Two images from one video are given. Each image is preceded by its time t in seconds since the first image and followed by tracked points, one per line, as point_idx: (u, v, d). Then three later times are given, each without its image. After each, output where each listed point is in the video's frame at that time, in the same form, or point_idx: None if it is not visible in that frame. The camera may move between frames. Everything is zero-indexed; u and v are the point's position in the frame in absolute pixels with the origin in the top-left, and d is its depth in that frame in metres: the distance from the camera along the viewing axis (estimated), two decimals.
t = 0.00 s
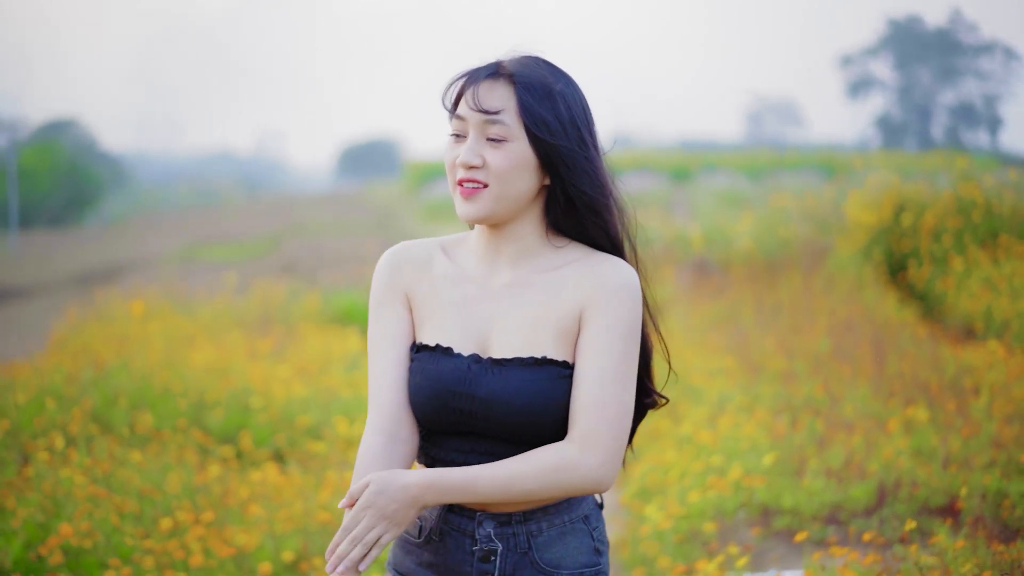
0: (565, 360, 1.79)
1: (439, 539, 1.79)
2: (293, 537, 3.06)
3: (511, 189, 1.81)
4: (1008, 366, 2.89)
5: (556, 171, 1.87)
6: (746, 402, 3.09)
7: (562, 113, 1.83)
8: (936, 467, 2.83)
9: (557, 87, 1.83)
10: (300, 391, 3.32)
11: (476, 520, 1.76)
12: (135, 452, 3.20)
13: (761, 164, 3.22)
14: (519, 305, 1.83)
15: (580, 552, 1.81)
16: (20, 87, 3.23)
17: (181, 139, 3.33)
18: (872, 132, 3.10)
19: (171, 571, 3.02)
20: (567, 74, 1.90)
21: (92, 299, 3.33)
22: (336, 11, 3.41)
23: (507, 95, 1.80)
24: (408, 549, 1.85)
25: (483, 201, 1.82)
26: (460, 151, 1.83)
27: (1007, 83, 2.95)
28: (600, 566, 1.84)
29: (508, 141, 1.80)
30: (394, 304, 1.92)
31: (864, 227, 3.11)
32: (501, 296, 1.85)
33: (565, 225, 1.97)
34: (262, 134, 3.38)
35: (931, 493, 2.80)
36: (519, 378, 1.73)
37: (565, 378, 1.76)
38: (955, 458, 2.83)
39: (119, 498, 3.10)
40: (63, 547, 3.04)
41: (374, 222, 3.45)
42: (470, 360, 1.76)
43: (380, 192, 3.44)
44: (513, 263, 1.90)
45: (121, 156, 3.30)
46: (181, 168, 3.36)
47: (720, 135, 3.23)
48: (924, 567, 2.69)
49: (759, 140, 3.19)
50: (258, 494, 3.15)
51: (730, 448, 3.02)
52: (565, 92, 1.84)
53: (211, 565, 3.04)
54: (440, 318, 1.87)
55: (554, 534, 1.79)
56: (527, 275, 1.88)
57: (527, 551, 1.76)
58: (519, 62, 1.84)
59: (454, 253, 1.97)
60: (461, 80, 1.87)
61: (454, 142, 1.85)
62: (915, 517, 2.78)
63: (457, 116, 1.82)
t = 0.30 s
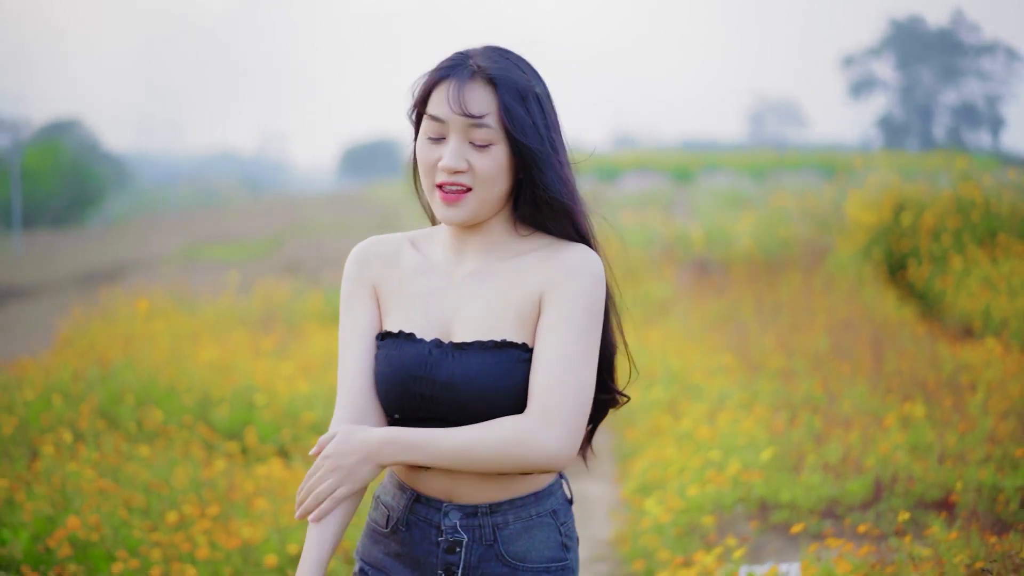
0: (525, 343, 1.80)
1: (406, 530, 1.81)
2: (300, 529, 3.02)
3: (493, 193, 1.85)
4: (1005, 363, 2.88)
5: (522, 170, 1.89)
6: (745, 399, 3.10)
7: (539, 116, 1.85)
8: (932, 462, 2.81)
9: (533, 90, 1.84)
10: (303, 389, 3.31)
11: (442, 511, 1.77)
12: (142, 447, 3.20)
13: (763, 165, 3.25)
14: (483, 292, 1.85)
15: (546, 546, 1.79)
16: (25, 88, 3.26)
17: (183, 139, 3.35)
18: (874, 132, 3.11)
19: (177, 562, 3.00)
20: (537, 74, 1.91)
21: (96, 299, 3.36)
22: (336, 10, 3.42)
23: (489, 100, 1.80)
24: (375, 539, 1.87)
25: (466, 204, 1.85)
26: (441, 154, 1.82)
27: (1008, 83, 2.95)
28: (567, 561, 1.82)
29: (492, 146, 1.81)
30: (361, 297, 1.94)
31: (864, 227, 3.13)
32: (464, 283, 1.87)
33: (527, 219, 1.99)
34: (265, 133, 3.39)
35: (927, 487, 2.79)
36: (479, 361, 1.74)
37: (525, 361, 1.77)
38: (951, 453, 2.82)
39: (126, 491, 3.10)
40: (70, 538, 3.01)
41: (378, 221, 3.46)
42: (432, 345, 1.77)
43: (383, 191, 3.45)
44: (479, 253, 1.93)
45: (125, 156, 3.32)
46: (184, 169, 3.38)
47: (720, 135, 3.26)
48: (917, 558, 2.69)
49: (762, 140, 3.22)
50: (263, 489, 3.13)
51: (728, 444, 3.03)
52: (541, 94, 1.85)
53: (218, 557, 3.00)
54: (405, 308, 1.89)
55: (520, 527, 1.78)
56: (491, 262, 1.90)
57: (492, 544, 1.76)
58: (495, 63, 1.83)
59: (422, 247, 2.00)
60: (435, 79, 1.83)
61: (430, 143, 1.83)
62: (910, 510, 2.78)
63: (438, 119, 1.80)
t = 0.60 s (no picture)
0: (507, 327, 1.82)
1: (391, 516, 1.79)
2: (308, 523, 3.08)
3: (483, 189, 1.88)
4: (1003, 361, 2.93)
5: (505, 164, 1.91)
6: (744, 396, 3.11)
7: (524, 114, 1.87)
8: (928, 458, 2.88)
9: (516, 88, 1.87)
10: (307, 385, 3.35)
11: (427, 494, 1.77)
12: (148, 443, 3.23)
13: (764, 165, 3.26)
14: (467, 275, 1.86)
15: (531, 529, 1.79)
16: (29, 88, 3.27)
17: (183, 139, 3.36)
18: (876, 132, 3.12)
19: (184, 556, 3.03)
20: (517, 70, 1.91)
21: (100, 298, 3.36)
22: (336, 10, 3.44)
23: (478, 100, 1.81)
24: (359, 528, 1.85)
25: (456, 201, 1.86)
26: (431, 152, 1.82)
27: (1010, 83, 2.97)
28: (552, 544, 1.82)
29: (482, 143, 1.84)
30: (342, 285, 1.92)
31: (864, 226, 3.14)
32: (446, 269, 1.88)
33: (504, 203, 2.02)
34: (266, 133, 3.40)
35: (924, 483, 2.86)
36: (463, 344, 1.76)
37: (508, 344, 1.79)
38: (948, 449, 2.88)
39: (132, 485, 3.14)
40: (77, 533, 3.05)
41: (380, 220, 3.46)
42: (415, 330, 1.78)
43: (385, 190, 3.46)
44: (458, 240, 1.94)
45: (128, 156, 3.34)
46: (186, 170, 3.40)
47: (721, 135, 3.27)
48: (912, 550, 2.77)
49: (764, 140, 3.23)
50: (269, 484, 3.17)
51: (728, 439, 3.06)
52: (522, 92, 1.88)
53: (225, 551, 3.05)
54: (386, 295, 1.88)
55: (505, 510, 1.78)
56: (472, 249, 1.92)
57: (478, 526, 1.76)
58: (478, 61, 1.84)
59: (400, 236, 2.00)
60: (419, 78, 1.82)
61: (418, 142, 1.82)
62: (906, 505, 2.85)
63: (428, 118, 1.79)
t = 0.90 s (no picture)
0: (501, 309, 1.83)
1: (381, 500, 1.81)
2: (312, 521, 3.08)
3: (470, 179, 1.89)
4: (1001, 359, 2.94)
5: (491, 152, 1.94)
6: (744, 394, 3.12)
7: (510, 105, 1.89)
8: (925, 454, 2.88)
9: (503, 79, 1.88)
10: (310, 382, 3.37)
11: (417, 476, 1.79)
12: (155, 439, 3.25)
13: (765, 165, 3.27)
14: (456, 259, 1.88)
15: (520, 507, 1.81)
16: (33, 87, 3.29)
17: (187, 140, 3.37)
18: (878, 132, 3.13)
19: (189, 549, 3.08)
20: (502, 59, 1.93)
21: (105, 297, 3.39)
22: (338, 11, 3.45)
23: (467, 91, 1.82)
24: (348, 515, 1.87)
25: (445, 191, 1.87)
26: (420, 143, 1.82)
27: (1012, 83, 2.97)
28: (542, 522, 1.83)
29: (470, 133, 1.84)
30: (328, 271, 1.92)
31: (864, 226, 3.15)
32: (435, 254, 1.90)
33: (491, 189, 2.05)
34: (268, 135, 3.42)
35: (921, 479, 2.86)
36: (457, 326, 1.77)
37: (503, 326, 1.81)
38: (945, 446, 2.88)
39: (138, 482, 3.17)
40: (85, 528, 3.09)
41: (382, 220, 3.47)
42: (408, 313, 1.79)
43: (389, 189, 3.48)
44: (444, 226, 1.96)
45: (131, 156, 3.35)
46: (189, 170, 3.42)
47: (725, 135, 3.28)
48: (907, 543, 2.79)
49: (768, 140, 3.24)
50: (273, 480, 3.19)
51: (727, 437, 3.07)
52: (509, 83, 1.89)
53: (230, 545, 3.09)
54: (374, 279, 1.90)
55: (494, 488, 1.80)
56: (459, 234, 1.93)
57: (467, 506, 1.78)
58: (466, 52, 1.85)
59: (385, 222, 2.01)
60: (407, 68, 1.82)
61: (406, 132, 1.83)
62: (902, 501, 2.86)
63: (418, 108, 1.80)
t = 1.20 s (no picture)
0: (497, 301, 1.84)
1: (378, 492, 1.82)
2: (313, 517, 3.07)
3: (461, 174, 1.90)
4: (999, 357, 2.93)
5: (487, 145, 1.96)
6: (743, 391, 3.13)
7: (503, 98, 1.91)
8: (924, 450, 2.86)
9: (494, 72, 1.89)
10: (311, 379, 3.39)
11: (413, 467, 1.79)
12: (160, 436, 3.26)
13: (772, 165, 3.28)
14: (448, 251, 1.89)
15: (516, 495, 1.83)
16: (36, 87, 3.30)
17: (189, 141, 3.39)
18: (880, 132, 3.14)
19: (196, 544, 3.03)
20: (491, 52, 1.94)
21: (109, 296, 3.41)
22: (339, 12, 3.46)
23: (459, 85, 1.83)
24: (345, 509, 1.90)
25: (435, 186, 1.88)
26: (412, 137, 1.83)
27: (1015, 83, 2.97)
28: (537, 508, 1.86)
29: (462, 127, 1.85)
30: (318, 268, 1.93)
31: (864, 225, 3.16)
32: (427, 246, 1.91)
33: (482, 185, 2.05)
34: (271, 135, 3.42)
35: (919, 475, 2.83)
36: (452, 317, 1.78)
37: (499, 317, 1.82)
38: (943, 442, 2.86)
39: (144, 478, 3.16)
40: (93, 522, 3.05)
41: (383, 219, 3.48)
42: (402, 306, 1.80)
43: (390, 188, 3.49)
44: (435, 219, 1.96)
45: (134, 156, 3.37)
46: (190, 170, 3.44)
47: (730, 134, 3.28)
48: (904, 537, 2.73)
49: (770, 140, 3.24)
50: (278, 476, 3.19)
51: (727, 433, 3.07)
52: (500, 77, 1.91)
53: (235, 539, 3.03)
54: (365, 273, 1.90)
55: (490, 477, 1.81)
56: (450, 227, 1.94)
57: (464, 495, 1.79)
58: (456, 46, 1.85)
59: (375, 214, 2.01)
60: (398, 62, 1.82)
61: (398, 126, 1.83)
62: (899, 496, 2.82)
63: (410, 103, 1.80)
